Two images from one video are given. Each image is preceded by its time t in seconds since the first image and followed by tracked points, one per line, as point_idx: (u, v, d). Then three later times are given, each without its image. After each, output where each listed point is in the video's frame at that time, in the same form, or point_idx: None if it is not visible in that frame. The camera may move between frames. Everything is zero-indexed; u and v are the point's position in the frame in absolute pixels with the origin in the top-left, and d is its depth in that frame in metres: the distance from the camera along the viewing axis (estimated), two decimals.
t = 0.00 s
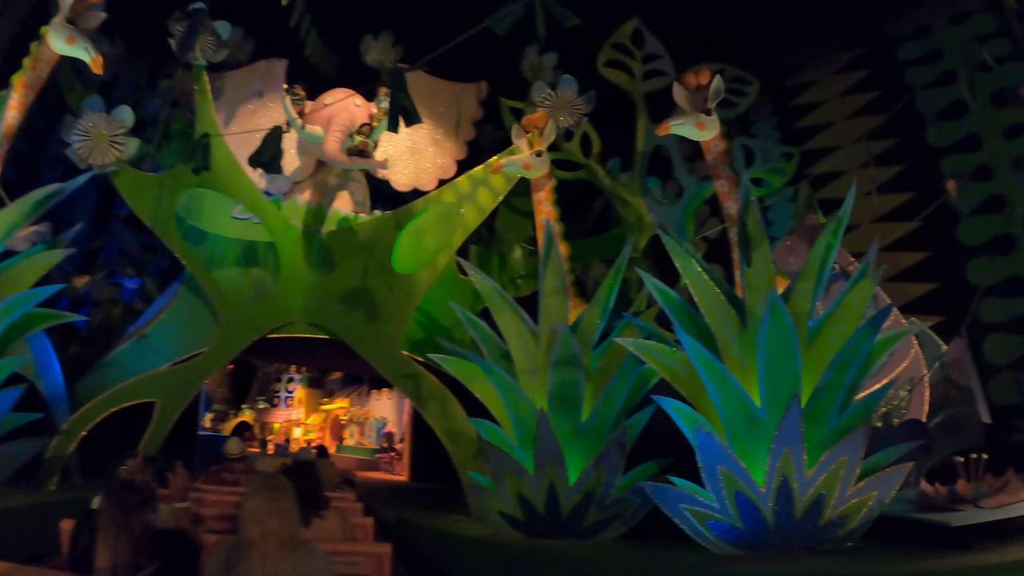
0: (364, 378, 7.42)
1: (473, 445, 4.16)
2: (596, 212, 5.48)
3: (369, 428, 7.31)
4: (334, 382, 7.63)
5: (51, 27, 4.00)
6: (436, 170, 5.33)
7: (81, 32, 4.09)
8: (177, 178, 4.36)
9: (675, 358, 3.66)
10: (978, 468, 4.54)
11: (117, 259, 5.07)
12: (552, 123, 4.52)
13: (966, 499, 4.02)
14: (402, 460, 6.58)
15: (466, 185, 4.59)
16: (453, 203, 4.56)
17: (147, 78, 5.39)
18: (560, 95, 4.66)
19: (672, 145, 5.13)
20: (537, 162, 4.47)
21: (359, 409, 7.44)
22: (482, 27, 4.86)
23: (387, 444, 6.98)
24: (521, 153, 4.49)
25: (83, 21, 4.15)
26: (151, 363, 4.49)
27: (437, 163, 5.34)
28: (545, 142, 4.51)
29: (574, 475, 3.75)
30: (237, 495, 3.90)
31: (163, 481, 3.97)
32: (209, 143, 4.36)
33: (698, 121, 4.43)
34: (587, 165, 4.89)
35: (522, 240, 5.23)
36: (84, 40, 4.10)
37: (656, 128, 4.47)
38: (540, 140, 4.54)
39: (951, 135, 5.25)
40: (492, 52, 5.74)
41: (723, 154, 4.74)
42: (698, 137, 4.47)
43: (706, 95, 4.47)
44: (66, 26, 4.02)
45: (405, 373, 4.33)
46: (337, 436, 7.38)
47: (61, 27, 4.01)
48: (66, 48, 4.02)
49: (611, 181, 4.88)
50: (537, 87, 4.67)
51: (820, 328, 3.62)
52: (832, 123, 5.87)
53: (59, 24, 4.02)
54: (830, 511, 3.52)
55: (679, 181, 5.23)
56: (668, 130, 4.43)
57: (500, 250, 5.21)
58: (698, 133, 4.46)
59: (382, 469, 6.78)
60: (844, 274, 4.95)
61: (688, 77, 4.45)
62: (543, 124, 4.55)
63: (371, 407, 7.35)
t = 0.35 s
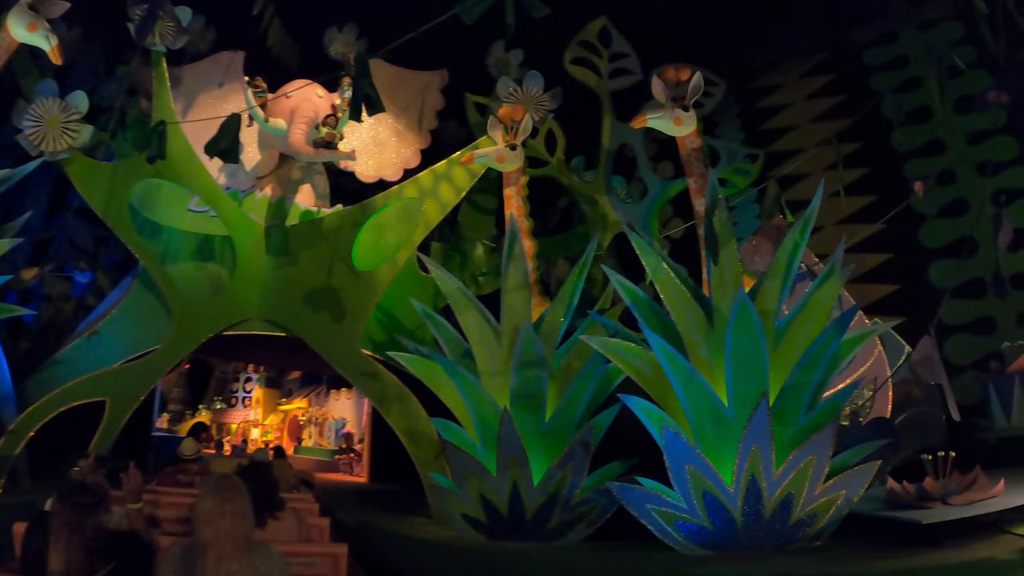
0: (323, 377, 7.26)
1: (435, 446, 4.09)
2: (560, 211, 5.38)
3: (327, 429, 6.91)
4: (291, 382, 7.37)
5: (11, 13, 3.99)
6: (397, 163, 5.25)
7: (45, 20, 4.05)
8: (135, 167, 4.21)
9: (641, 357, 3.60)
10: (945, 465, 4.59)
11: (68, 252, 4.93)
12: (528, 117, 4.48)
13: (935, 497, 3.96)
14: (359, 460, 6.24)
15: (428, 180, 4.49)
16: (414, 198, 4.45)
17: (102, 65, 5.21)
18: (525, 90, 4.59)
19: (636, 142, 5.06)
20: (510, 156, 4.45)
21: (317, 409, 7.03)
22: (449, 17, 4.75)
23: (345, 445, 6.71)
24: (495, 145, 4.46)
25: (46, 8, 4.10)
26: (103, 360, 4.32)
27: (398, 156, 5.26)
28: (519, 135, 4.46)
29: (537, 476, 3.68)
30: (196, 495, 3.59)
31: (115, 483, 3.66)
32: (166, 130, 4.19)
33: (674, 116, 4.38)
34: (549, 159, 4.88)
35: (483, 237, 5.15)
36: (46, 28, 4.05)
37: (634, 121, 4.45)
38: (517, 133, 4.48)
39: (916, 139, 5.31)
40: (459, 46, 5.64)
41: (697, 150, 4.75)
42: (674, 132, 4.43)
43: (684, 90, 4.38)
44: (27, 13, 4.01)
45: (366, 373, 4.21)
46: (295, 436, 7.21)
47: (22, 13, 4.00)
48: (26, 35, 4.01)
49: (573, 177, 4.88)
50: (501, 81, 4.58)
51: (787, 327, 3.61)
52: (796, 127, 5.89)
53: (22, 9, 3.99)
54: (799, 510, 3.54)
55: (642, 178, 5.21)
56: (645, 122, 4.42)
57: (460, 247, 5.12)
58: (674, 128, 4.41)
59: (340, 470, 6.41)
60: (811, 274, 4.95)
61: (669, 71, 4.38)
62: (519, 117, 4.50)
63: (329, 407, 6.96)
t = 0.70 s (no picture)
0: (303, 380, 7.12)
1: (419, 449, 4.00)
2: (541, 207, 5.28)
3: (308, 433, 6.66)
4: (271, 385, 7.31)
5: None
6: (378, 161, 5.19)
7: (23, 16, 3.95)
8: (108, 163, 4.12)
9: (629, 356, 3.54)
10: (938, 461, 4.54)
11: (42, 251, 4.78)
12: (525, 112, 4.44)
13: (929, 493, 3.94)
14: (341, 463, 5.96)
15: (411, 177, 4.43)
16: (398, 196, 4.38)
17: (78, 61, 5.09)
18: (509, 86, 4.49)
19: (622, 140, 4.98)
20: (502, 151, 4.44)
21: (297, 412, 6.83)
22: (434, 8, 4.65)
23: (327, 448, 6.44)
24: (488, 139, 4.44)
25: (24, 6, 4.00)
26: (79, 364, 4.19)
27: (378, 154, 5.19)
28: (515, 131, 4.44)
29: (525, 478, 3.61)
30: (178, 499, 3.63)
31: (97, 490, 3.59)
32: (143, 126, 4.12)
33: (672, 110, 4.34)
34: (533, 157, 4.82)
35: (466, 236, 5.05)
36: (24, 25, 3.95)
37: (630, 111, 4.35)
38: (512, 127, 4.47)
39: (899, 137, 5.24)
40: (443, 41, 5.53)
41: (694, 146, 4.55)
42: (671, 126, 4.38)
43: (682, 86, 4.40)
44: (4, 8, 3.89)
45: (348, 374, 4.12)
46: (274, 440, 7.04)
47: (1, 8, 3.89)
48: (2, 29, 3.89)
49: (558, 174, 4.83)
50: (484, 77, 4.47)
51: (777, 323, 3.58)
52: (777, 126, 5.82)
53: None
54: (793, 508, 3.50)
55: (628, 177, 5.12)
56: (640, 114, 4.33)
57: (441, 246, 5.04)
58: (672, 122, 4.37)
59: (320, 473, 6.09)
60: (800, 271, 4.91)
61: (668, 66, 4.42)
62: (516, 113, 4.46)
63: (310, 410, 6.70)
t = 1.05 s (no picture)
0: (313, 390, 7.07)
1: (433, 459, 3.90)
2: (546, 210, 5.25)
3: (319, 442, 6.94)
4: (281, 396, 7.30)
5: None
6: (387, 166, 5.08)
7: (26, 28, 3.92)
8: (112, 173, 4.02)
9: (648, 361, 3.46)
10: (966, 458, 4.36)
11: (47, 264, 4.72)
12: (546, 113, 4.50)
13: (958, 490, 3.99)
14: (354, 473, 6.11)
15: (420, 183, 4.33)
16: (405, 202, 4.30)
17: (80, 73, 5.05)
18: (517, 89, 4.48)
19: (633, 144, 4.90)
20: (523, 152, 4.47)
21: (308, 422, 7.08)
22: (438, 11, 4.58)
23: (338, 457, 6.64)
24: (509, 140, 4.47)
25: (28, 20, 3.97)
26: (87, 375, 4.12)
27: (387, 160, 5.09)
28: (535, 134, 4.48)
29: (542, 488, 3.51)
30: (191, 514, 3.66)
31: (113, 505, 3.61)
32: (146, 135, 4.05)
33: (694, 106, 4.26)
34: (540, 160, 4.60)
35: (475, 242, 4.98)
36: (28, 38, 3.92)
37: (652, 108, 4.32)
38: (531, 129, 4.49)
39: (908, 133, 5.06)
40: (449, 44, 5.46)
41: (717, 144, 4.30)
42: (693, 123, 4.29)
43: (705, 83, 4.31)
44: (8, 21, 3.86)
45: (359, 385, 4.03)
46: (285, 450, 7.03)
47: (3, 21, 3.85)
48: (5, 42, 3.85)
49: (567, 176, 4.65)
50: (494, 79, 4.45)
51: (799, 322, 3.49)
52: (787, 124, 5.66)
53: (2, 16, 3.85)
54: (820, 510, 3.43)
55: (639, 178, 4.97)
56: (663, 110, 4.28)
57: (450, 253, 4.94)
58: (694, 119, 4.28)
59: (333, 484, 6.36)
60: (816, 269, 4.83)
61: (692, 61, 4.33)
62: (539, 115, 4.49)
63: (320, 420, 7.02)
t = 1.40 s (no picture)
0: (370, 394, 7.12)
1: (498, 460, 3.85)
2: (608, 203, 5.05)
3: (379, 447, 7.21)
4: (340, 401, 7.32)
5: (43, 40, 3.75)
6: (441, 169, 5.06)
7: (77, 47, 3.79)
8: (168, 185, 4.06)
9: (723, 356, 3.38)
10: None
11: (107, 278, 4.84)
12: (611, 108, 4.40)
13: None
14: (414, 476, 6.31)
15: (477, 182, 4.28)
16: (462, 201, 4.24)
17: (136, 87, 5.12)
18: (569, 85, 4.47)
19: (690, 135, 4.80)
20: (588, 147, 4.38)
21: (367, 426, 7.30)
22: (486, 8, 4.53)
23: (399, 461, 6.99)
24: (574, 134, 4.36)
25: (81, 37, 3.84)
26: (148, 386, 4.13)
27: (441, 163, 5.07)
28: (600, 126, 4.42)
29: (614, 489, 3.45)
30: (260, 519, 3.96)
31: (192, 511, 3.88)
32: (201, 144, 4.08)
33: (763, 91, 4.11)
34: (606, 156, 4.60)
35: (536, 241, 4.92)
36: (80, 56, 3.78)
37: (721, 93, 4.08)
38: (597, 123, 4.43)
39: (967, 114, 4.71)
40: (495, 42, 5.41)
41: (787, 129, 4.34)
42: (764, 108, 4.15)
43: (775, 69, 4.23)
44: (59, 39, 3.75)
45: (423, 388, 3.99)
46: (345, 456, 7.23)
47: (54, 41, 3.74)
48: (59, 62, 3.74)
49: (625, 170, 4.61)
50: (546, 77, 4.50)
51: (875, 310, 3.34)
52: (844, 108, 5.43)
53: (54, 36, 3.75)
54: (900, 507, 3.30)
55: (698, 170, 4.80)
56: (733, 94, 4.10)
57: (514, 252, 4.90)
58: (764, 104, 4.14)
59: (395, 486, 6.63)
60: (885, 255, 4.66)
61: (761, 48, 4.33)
62: (602, 108, 4.43)
63: (379, 425, 7.25)
